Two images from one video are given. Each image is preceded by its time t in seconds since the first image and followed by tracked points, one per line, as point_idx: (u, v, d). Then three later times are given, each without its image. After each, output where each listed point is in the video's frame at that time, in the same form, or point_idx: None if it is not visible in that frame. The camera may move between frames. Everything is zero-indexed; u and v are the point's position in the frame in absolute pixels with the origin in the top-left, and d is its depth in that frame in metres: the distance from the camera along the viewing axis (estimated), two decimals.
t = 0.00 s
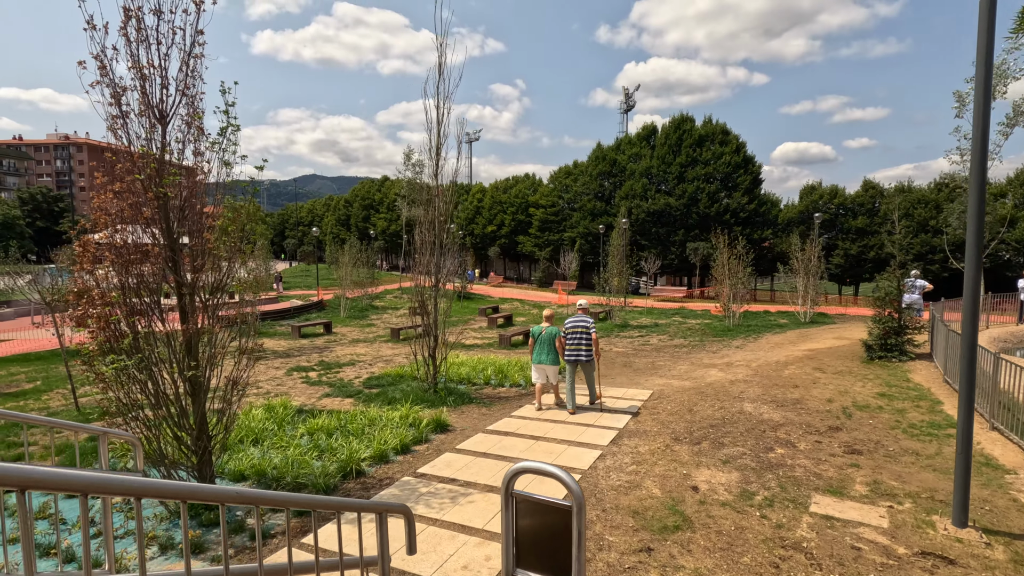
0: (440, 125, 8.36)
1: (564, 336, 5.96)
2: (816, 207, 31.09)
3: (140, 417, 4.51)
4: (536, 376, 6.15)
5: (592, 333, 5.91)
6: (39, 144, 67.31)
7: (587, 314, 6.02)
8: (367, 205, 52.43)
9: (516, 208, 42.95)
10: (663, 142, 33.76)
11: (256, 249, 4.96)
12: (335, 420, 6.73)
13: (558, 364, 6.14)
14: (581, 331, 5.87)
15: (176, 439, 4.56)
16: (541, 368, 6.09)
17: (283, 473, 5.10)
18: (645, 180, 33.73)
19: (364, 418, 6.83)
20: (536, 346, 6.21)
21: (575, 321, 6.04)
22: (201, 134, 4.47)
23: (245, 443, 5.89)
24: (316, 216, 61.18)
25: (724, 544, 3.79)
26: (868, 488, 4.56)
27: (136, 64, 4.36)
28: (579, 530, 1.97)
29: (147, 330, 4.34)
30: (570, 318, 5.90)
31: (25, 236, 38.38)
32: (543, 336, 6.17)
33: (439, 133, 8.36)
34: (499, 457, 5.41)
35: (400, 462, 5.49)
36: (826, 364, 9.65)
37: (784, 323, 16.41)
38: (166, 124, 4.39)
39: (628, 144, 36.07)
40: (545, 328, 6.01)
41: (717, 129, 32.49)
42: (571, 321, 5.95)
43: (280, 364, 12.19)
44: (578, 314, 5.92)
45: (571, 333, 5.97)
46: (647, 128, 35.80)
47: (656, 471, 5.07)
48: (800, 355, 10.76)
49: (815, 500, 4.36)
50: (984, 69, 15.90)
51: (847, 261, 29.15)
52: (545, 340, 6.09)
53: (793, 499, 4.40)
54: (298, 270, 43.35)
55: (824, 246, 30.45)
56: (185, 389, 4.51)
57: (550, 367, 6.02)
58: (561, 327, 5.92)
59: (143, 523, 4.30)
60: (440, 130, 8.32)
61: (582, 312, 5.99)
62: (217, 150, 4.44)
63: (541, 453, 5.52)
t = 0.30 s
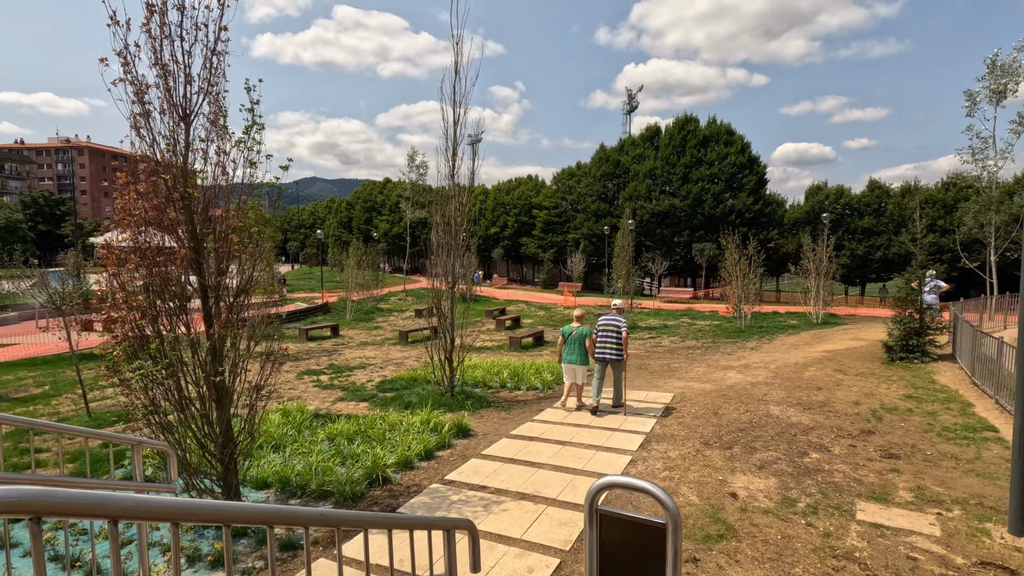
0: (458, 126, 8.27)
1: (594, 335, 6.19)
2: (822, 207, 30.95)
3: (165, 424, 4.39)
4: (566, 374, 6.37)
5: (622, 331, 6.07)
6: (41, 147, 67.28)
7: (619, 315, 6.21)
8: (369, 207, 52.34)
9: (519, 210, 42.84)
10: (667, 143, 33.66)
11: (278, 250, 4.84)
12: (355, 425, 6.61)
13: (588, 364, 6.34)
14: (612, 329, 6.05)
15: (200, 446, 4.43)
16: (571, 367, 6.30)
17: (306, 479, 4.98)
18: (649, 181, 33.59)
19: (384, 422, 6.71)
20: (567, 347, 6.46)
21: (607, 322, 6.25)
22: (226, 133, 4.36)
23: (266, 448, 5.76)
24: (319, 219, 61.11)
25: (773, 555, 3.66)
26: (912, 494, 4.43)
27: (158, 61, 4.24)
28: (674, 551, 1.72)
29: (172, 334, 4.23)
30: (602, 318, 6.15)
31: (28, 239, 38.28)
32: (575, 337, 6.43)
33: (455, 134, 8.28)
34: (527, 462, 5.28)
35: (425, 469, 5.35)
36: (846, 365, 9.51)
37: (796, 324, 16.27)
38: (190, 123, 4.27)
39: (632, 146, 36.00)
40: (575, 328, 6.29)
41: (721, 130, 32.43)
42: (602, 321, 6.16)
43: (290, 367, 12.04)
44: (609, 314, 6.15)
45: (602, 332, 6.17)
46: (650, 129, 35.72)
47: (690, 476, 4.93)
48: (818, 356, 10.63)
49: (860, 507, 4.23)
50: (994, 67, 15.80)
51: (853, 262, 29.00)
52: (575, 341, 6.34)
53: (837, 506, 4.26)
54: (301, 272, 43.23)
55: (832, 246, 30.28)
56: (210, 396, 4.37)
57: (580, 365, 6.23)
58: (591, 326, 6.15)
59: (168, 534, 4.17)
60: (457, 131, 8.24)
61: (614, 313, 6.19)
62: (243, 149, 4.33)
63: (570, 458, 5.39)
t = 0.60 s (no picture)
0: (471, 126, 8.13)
1: (619, 336, 6.17)
2: (826, 208, 30.86)
3: (187, 434, 4.25)
4: (590, 376, 6.32)
5: (649, 332, 6.09)
6: (39, 151, 67.00)
7: (642, 314, 6.25)
8: (370, 209, 52.22)
9: (521, 212, 42.72)
10: (669, 145, 33.57)
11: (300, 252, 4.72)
12: (373, 432, 6.48)
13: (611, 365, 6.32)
14: (638, 329, 6.06)
15: (223, 456, 4.29)
16: (596, 369, 6.25)
17: (328, 487, 4.84)
18: (652, 182, 33.49)
19: (402, 429, 6.58)
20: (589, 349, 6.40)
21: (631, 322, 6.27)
22: (249, 134, 4.23)
23: (285, 457, 5.64)
24: (319, 221, 60.99)
25: (823, 567, 3.53)
26: (956, 502, 4.32)
27: (180, 58, 4.09)
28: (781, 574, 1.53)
29: (195, 341, 4.10)
30: (628, 318, 6.16)
31: (27, 244, 38.00)
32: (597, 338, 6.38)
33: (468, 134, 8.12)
34: (554, 470, 5.14)
35: (450, 477, 5.22)
36: (865, 367, 9.40)
37: (806, 325, 16.16)
38: (212, 124, 4.15)
39: (634, 147, 35.96)
40: (599, 329, 6.22)
41: (724, 131, 32.37)
42: (627, 321, 6.15)
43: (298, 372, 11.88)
44: (635, 314, 6.17)
45: (628, 332, 6.20)
46: (653, 130, 35.67)
47: (724, 484, 4.80)
48: (834, 358, 10.52)
49: (905, 517, 4.11)
50: (1003, 66, 15.71)
51: (858, 263, 28.92)
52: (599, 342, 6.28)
53: (881, 515, 4.14)
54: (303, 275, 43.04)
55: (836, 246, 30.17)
56: (233, 404, 4.24)
57: (605, 367, 6.19)
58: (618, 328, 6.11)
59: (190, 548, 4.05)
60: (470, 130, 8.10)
61: (639, 312, 6.22)
62: (267, 150, 4.20)
63: (597, 465, 5.27)
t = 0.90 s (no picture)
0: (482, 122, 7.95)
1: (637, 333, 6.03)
2: (824, 207, 30.89)
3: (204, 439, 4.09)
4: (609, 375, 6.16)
5: (671, 332, 6.04)
6: (29, 152, 66.28)
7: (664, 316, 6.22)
8: (366, 210, 51.94)
9: (518, 212, 42.59)
10: (667, 144, 33.55)
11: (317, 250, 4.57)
12: (387, 435, 6.32)
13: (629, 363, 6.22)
14: (660, 329, 6.02)
15: (240, 462, 4.12)
16: (614, 367, 6.11)
17: (347, 494, 4.68)
18: (650, 182, 33.42)
19: (416, 432, 6.42)
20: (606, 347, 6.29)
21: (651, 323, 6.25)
22: (267, 128, 4.05)
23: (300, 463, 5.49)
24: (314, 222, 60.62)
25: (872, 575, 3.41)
26: (997, 504, 4.21)
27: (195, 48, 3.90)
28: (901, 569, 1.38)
29: (213, 343, 3.94)
30: (648, 319, 6.09)
31: (19, 245, 37.51)
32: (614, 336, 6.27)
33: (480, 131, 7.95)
34: (579, 474, 5.00)
35: (470, 481, 5.08)
36: (878, 366, 9.32)
37: (810, 324, 16.11)
38: (230, 117, 3.98)
39: (632, 147, 35.92)
40: (619, 327, 6.10)
41: (722, 130, 32.36)
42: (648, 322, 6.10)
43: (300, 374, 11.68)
44: (656, 315, 6.12)
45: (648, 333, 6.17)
46: (650, 129, 35.64)
47: (755, 488, 4.67)
48: (845, 357, 10.43)
49: (948, 520, 3.99)
50: (1005, 64, 15.71)
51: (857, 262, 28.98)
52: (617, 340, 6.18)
53: (922, 518, 4.02)
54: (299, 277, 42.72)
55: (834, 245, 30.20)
56: (252, 409, 4.09)
57: (625, 364, 6.07)
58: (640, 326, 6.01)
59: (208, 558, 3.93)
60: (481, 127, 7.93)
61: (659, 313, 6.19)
62: (286, 144, 4.03)
63: (622, 468, 5.12)
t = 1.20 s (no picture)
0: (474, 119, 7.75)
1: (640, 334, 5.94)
2: (800, 206, 31.43)
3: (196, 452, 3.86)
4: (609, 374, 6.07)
5: (671, 331, 5.99)
6: None
7: (664, 314, 6.17)
8: (343, 209, 51.16)
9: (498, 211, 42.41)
10: (647, 144, 33.76)
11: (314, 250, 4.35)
12: (382, 441, 6.14)
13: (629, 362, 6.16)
14: (661, 329, 5.96)
15: (235, 476, 3.90)
16: (615, 366, 6.02)
17: (346, 506, 4.50)
18: (630, 181, 33.57)
19: (412, 437, 6.24)
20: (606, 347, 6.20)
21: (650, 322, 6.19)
22: (261, 122, 3.82)
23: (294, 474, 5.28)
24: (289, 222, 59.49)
25: None
26: (1004, 502, 4.24)
27: (183, 37, 3.63)
28: None
29: (207, 352, 3.71)
30: (650, 319, 5.99)
31: None
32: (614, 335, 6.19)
33: (473, 129, 7.77)
34: (585, 479, 4.89)
35: (473, 489, 4.93)
36: (865, 363, 9.44)
37: (792, 322, 16.35)
38: (220, 111, 3.73)
39: (611, 146, 36.08)
40: (620, 328, 6.00)
41: (700, 130, 32.70)
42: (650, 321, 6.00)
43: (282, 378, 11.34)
44: (656, 314, 6.06)
45: (649, 331, 6.12)
46: (629, 129, 35.84)
47: (763, 489, 4.62)
48: (831, 354, 10.54)
49: (959, 520, 3.99)
50: (977, 67, 16.12)
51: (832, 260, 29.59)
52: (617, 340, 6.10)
53: (933, 519, 4.02)
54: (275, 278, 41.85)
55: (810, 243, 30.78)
56: (249, 419, 3.87)
57: (627, 364, 6.00)
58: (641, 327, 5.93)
59: None
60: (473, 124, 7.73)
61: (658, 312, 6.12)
62: (283, 140, 3.80)
63: (628, 472, 5.03)
